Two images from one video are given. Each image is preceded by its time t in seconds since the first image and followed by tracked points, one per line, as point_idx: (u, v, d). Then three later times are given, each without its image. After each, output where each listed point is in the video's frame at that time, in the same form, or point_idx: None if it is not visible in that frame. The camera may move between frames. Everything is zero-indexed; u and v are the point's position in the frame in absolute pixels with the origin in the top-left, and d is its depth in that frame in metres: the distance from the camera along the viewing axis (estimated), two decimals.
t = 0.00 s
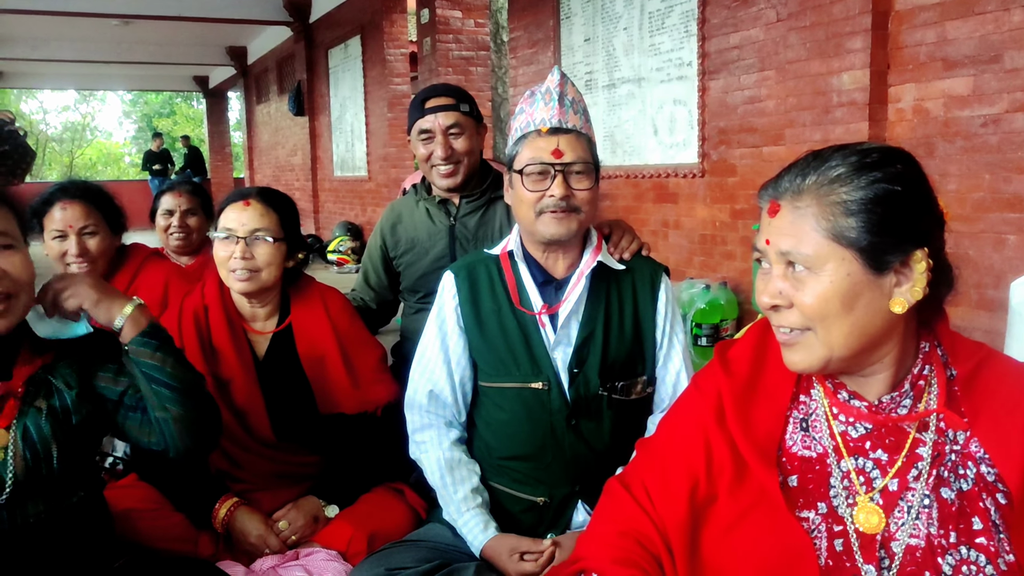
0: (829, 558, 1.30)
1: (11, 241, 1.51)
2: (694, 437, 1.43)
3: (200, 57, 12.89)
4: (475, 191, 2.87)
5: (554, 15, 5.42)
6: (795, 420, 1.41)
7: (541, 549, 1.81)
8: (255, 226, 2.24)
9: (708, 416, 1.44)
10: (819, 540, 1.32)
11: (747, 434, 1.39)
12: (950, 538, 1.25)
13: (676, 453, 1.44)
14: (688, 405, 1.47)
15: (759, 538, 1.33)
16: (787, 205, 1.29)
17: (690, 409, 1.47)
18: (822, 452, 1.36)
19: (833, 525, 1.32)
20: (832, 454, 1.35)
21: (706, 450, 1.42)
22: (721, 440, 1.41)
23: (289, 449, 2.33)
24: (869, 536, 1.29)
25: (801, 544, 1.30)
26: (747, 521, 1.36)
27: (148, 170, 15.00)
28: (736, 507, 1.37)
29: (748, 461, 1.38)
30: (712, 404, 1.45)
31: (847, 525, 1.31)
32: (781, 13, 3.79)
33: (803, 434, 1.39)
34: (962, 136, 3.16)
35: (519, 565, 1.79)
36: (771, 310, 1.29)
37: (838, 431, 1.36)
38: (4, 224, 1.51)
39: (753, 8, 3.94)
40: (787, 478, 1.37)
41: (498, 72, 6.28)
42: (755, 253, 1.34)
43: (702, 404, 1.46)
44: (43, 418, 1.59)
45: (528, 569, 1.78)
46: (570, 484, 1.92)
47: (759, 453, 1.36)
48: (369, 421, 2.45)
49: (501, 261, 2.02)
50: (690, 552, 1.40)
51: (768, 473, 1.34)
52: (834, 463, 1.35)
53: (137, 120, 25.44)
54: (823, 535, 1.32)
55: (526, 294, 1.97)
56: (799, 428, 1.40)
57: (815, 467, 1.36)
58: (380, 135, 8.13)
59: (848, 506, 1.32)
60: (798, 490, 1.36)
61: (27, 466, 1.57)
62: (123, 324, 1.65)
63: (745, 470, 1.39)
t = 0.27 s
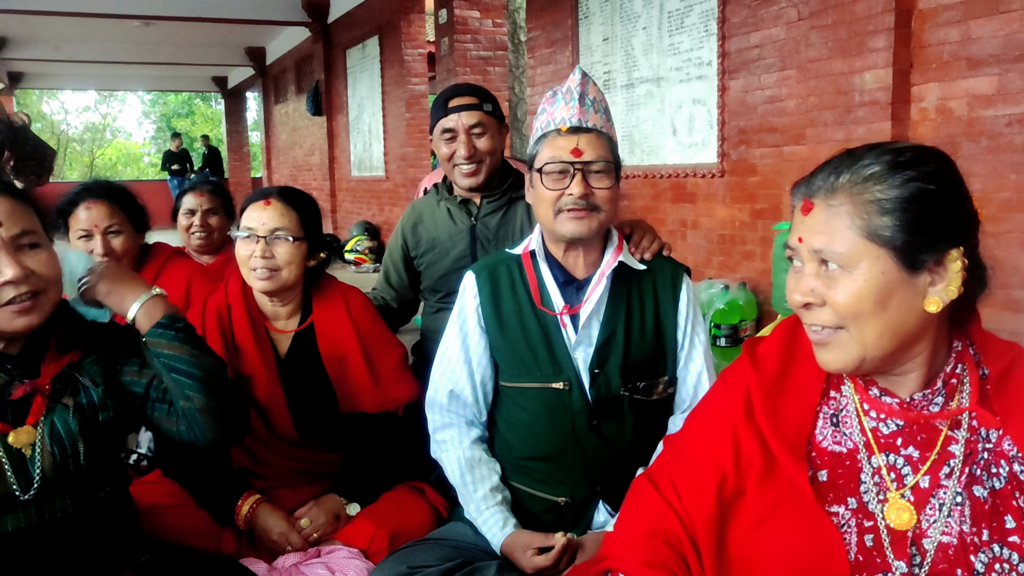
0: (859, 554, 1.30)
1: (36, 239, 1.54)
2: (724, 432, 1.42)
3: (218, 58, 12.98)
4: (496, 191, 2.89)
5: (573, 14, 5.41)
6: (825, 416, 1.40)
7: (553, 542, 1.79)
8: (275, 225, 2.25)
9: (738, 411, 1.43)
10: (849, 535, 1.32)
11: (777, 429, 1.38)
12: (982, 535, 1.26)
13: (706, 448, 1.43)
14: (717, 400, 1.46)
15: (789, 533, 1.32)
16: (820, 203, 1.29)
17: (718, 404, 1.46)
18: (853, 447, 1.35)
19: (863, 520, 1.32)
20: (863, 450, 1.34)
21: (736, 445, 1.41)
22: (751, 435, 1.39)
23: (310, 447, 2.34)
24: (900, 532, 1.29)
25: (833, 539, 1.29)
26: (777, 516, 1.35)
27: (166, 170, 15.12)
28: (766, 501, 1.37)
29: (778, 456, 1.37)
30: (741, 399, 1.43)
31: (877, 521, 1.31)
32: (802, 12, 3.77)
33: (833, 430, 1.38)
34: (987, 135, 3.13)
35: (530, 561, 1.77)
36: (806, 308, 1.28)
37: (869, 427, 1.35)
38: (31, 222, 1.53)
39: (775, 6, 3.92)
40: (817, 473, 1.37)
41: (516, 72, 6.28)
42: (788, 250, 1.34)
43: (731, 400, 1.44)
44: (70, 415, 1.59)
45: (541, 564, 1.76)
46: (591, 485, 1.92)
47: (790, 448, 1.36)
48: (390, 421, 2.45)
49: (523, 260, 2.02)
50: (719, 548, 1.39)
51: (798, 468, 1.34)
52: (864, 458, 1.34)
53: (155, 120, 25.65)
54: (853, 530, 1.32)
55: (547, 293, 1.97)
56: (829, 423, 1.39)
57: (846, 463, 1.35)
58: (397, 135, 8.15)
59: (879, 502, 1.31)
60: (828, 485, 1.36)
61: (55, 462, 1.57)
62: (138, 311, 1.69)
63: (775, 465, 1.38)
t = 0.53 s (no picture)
0: (868, 558, 1.29)
1: (59, 246, 1.54)
2: (733, 429, 1.44)
3: (233, 58, 13.05)
4: (510, 191, 2.88)
5: (588, 14, 5.41)
6: (842, 421, 1.36)
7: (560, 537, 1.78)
8: (292, 223, 2.27)
9: (749, 409, 1.43)
10: (858, 539, 1.30)
11: (785, 429, 1.37)
12: (1000, 544, 1.22)
13: (714, 443, 1.45)
14: (731, 397, 1.47)
15: (789, 534, 1.33)
16: (900, 212, 1.16)
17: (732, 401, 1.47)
18: (869, 455, 1.32)
19: (874, 525, 1.30)
20: (879, 457, 1.31)
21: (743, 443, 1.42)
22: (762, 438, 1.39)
23: (326, 445, 2.35)
24: (913, 540, 1.26)
25: (836, 545, 1.29)
26: (779, 517, 1.35)
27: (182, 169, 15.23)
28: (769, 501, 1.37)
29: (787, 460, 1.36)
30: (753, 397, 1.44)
31: (890, 527, 1.28)
32: (819, 11, 3.76)
33: (850, 435, 1.34)
34: (1005, 136, 3.10)
35: (542, 557, 1.76)
36: (861, 321, 1.16)
37: (887, 434, 1.30)
38: (53, 228, 1.53)
39: (791, 6, 3.90)
40: (831, 479, 1.35)
41: (530, 72, 6.29)
42: (848, 253, 1.20)
43: (744, 397, 1.45)
44: (89, 411, 1.60)
45: (552, 562, 1.74)
46: (606, 483, 1.91)
47: (794, 448, 1.35)
48: (406, 418, 2.46)
49: (539, 259, 2.03)
50: (724, 542, 1.41)
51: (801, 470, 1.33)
52: (880, 466, 1.30)
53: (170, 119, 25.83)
54: (863, 534, 1.30)
55: (563, 291, 1.97)
56: (846, 428, 1.35)
57: (861, 469, 1.32)
58: (411, 134, 8.17)
59: (893, 509, 1.29)
60: (841, 491, 1.34)
61: (76, 457, 1.58)
62: (161, 283, 1.74)
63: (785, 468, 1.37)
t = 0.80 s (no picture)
0: (866, 562, 1.27)
1: (71, 238, 1.56)
2: (729, 432, 1.43)
3: (244, 56, 13.09)
4: (519, 189, 2.89)
5: (597, 13, 5.41)
6: (839, 426, 1.34)
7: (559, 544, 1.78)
8: (317, 222, 2.29)
9: (743, 412, 1.43)
10: (853, 544, 1.28)
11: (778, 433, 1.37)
12: (998, 547, 1.20)
13: (710, 447, 1.45)
14: (726, 401, 1.47)
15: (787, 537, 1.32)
16: (896, 223, 1.16)
17: (727, 406, 1.47)
18: (867, 460, 1.30)
19: (871, 530, 1.27)
20: (875, 463, 1.29)
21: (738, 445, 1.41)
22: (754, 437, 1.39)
23: (337, 443, 2.34)
24: (911, 545, 1.24)
25: (829, 544, 1.28)
26: (776, 520, 1.34)
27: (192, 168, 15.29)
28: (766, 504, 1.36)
29: (779, 461, 1.35)
30: (747, 401, 1.44)
31: (885, 530, 1.26)
32: (831, 10, 3.75)
33: (848, 440, 1.32)
34: (1018, 136, 3.08)
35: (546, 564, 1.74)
36: (868, 334, 1.17)
37: (883, 440, 1.29)
38: (64, 221, 1.55)
39: (802, 5, 3.89)
40: (828, 483, 1.33)
41: (539, 71, 6.29)
42: (845, 267, 1.20)
43: (738, 402, 1.45)
44: (102, 408, 1.62)
45: (556, 571, 1.71)
46: (614, 481, 1.91)
47: (787, 450, 1.34)
48: (415, 417, 2.47)
49: (547, 258, 2.03)
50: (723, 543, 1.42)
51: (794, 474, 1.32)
52: (878, 472, 1.28)
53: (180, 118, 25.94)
54: (860, 540, 1.28)
55: (571, 290, 1.97)
56: (845, 434, 1.33)
57: (858, 474, 1.30)
58: (421, 133, 8.18)
59: (890, 513, 1.27)
60: (838, 495, 1.31)
61: (88, 453, 1.59)
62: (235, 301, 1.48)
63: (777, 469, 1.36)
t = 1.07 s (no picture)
0: (906, 565, 1.23)
1: (80, 232, 1.55)
2: (756, 434, 1.36)
3: (247, 55, 13.10)
4: (524, 187, 2.88)
5: (602, 12, 5.40)
6: (867, 425, 1.31)
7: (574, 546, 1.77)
8: (330, 219, 2.30)
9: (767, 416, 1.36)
10: (894, 547, 1.25)
11: (812, 436, 1.31)
12: None
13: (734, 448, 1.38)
14: (749, 401, 1.40)
15: (825, 542, 1.26)
16: (926, 211, 1.15)
17: (751, 406, 1.39)
18: (897, 458, 1.28)
19: (909, 531, 1.25)
20: (907, 460, 1.27)
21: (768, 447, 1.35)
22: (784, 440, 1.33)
23: (339, 441, 2.34)
24: (947, 543, 1.22)
25: (872, 550, 1.23)
26: (812, 524, 1.28)
27: (195, 166, 15.32)
28: (800, 509, 1.30)
29: (813, 464, 1.30)
30: (774, 401, 1.37)
31: (924, 531, 1.24)
32: (836, 9, 3.74)
33: (877, 439, 1.30)
34: None
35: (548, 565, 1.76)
36: (894, 322, 1.17)
37: (913, 437, 1.27)
38: (72, 215, 1.54)
39: (808, 4, 3.88)
40: (861, 484, 1.29)
41: (543, 70, 6.28)
42: (872, 254, 1.20)
43: (764, 402, 1.38)
44: (107, 402, 1.60)
45: (558, 569, 1.74)
46: (619, 478, 1.91)
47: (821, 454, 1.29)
48: (419, 415, 2.45)
49: (549, 257, 2.03)
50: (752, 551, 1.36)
51: (835, 478, 1.27)
52: (909, 470, 1.27)
53: (184, 117, 25.99)
54: (899, 541, 1.25)
55: (573, 288, 1.97)
56: (872, 433, 1.31)
57: (892, 474, 1.28)
58: (424, 132, 8.18)
59: (925, 512, 1.25)
60: (873, 497, 1.28)
61: (94, 448, 1.59)
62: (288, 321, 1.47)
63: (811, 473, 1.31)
